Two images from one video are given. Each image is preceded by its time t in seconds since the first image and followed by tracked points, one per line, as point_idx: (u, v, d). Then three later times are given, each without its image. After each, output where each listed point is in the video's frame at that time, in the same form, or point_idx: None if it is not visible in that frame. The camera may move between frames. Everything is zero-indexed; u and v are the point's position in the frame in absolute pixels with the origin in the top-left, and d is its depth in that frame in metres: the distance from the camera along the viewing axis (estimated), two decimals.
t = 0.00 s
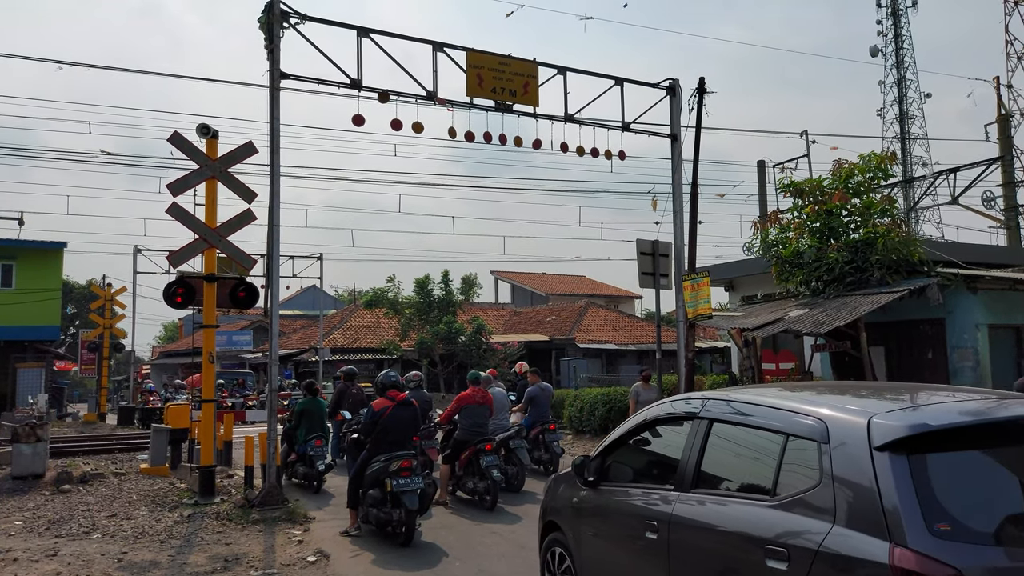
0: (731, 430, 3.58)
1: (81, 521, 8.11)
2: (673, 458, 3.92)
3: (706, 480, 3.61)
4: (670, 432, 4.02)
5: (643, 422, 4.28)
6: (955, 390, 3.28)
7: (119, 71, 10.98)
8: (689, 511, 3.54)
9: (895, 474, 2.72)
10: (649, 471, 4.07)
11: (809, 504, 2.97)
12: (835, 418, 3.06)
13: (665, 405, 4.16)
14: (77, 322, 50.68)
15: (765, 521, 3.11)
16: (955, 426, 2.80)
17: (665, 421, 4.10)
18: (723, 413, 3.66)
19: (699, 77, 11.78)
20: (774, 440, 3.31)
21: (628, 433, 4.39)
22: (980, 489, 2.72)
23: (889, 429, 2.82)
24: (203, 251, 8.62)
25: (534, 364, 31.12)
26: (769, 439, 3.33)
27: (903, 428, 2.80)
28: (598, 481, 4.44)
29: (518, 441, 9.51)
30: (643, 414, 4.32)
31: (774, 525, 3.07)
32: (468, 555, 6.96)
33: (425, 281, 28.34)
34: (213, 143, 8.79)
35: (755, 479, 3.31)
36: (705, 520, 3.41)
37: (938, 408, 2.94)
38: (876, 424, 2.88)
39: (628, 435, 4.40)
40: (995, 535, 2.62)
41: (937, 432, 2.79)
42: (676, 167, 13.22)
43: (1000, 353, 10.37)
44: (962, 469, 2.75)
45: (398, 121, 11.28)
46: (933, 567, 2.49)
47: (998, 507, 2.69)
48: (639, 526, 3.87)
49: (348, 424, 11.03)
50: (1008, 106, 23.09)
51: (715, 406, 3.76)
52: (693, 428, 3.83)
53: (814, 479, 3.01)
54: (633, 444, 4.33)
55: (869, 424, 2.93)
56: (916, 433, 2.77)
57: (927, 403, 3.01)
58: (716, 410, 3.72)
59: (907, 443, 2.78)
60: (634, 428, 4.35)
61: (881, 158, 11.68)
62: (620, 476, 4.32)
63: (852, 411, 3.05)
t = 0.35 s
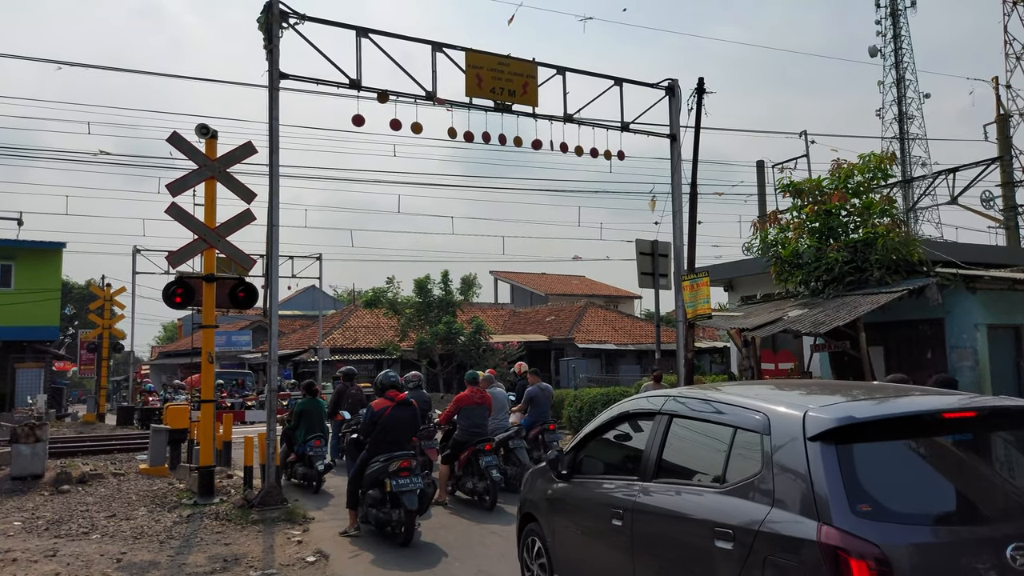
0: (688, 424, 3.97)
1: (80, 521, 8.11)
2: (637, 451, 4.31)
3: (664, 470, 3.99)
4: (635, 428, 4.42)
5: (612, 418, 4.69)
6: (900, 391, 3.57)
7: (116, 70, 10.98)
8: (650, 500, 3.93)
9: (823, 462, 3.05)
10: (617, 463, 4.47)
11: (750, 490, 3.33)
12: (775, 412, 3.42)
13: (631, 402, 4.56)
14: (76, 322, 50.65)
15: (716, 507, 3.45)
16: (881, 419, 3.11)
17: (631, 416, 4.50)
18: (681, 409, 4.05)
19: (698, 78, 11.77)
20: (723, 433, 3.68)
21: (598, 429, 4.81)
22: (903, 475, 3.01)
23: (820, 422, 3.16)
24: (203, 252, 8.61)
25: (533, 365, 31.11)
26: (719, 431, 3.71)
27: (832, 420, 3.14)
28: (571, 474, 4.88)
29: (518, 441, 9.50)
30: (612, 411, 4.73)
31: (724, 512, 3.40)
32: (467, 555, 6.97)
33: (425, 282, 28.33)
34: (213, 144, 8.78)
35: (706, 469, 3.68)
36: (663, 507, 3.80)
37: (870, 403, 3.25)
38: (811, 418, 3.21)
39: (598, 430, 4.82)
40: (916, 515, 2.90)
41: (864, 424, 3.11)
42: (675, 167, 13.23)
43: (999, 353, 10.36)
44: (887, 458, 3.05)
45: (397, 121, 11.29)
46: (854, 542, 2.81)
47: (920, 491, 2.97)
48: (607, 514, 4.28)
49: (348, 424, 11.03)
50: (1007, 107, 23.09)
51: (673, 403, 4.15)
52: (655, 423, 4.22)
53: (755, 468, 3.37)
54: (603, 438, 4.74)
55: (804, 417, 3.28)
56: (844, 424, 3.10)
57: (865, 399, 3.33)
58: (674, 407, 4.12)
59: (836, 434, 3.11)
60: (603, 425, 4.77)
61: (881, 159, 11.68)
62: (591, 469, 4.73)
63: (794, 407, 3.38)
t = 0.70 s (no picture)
0: (662, 419, 4.28)
1: (80, 521, 8.11)
2: (615, 446, 4.63)
3: (637, 463, 4.31)
4: (614, 424, 4.75)
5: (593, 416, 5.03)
6: (855, 390, 3.85)
7: (115, 71, 10.99)
8: (624, 491, 4.24)
9: (780, 453, 3.32)
10: (597, 458, 4.79)
11: (711, 479, 3.63)
12: (737, 408, 3.71)
13: (611, 400, 4.89)
14: (77, 322, 50.68)
15: (683, 496, 3.75)
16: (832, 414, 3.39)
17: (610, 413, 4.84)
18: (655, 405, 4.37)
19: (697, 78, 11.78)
20: (691, 427, 4.00)
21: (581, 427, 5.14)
22: (853, 466, 3.29)
23: (777, 416, 3.44)
24: (202, 251, 8.61)
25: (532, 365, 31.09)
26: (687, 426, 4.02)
27: (789, 414, 3.41)
28: (554, 468, 5.20)
29: (517, 441, 9.49)
30: (593, 410, 5.07)
31: (689, 502, 3.69)
32: (467, 555, 6.96)
33: (424, 282, 28.33)
34: (212, 144, 8.78)
35: (676, 462, 3.98)
36: (636, 497, 4.11)
37: (824, 400, 3.53)
38: (770, 412, 3.49)
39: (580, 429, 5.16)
40: (865, 502, 3.17)
41: (817, 419, 3.39)
42: (674, 167, 13.24)
43: (999, 353, 10.37)
44: (838, 450, 3.33)
45: (396, 121, 11.30)
46: (806, 527, 3.08)
47: (869, 480, 3.25)
48: (586, 505, 4.61)
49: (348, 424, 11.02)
50: (1007, 106, 23.08)
51: (648, 401, 4.48)
52: (631, 420, 4.55)
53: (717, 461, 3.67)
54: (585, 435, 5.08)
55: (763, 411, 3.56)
56: (799, 419, 3.37)
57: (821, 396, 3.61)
58: (648, 405, 4.45)
59: (792, 427, 3.39)
60: (586, 423, 5.11)
61: (880, 159, 11.69)
62: (573, 464, 5.05)
63: (753, 403, 3.66)
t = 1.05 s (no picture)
0: (645, 416, 4.49)
1: (80, 521, 8.11)
2: (601, 442, 4.81)
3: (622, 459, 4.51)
4: (600, 421, 4.93)
5: (579, 414, 5.20)
6: (829, 387, 4.09)
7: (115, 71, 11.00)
8: (610, 486, 4.44)
9: (755, 449, 3.58)
10: (583, 454, 4.95)
11: (692, 474, 3.85)
12: (717, 406, 3.94)
13: (599, 399, 5.07)
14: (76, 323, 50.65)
15: (665, 490, 3.97)
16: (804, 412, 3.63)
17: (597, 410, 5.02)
18: (641, 402, 4.58)
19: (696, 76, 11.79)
20: (674, 424, 4.21)
21: (567, 425, 5.29)
22: (824, 461, 3.54)
23: (752, 414, 3.69)
24: (202, 251, 8.61)
25: (532, 364, 31.03)
26: (671, 424, 4.23)
27: (764, 412, 3.67)
28: (545, 465, 5.31)
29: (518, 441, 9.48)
30: (580, 409, 5.23)
31: (669, 495, 3.93)
32: (467, 555, 6.96)
33: (424, 281, 28.32)
34: (211, 143, 8.78)
35: (659, 457, 4.18)
36: (621, 491, 4.32)
37: (797, 398, 3.78)
38: (746, 409, 3.74)
39: (567, 426, 5.30)
40: (834, 494, 3.42)
41: (790, 417, 3.64)
42: (673, 166, 13.24)
43: (999, 353, 10.39)
44: (810, 446, 3.58)
45: (396, 121, 11.30)
46: (777, 518, 3.34)
47: (837, 473, 3.50)
48: (573, 499, 4.77)
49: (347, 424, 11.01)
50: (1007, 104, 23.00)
51: (634, 399, 4.68)
52: (617, 417, 4.74)
53: (697, 457, 3.89)
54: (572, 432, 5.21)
55: (741, 408, 3.80)
56: (772, 416, 3.63)
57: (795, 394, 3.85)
58: (634, 403, 4.65)
59: (766, 424, 3.64)
60: (572, 422, 5.25)
61: (879, 157, 11.68)
62: (560, 461, 5.18)
63: (730, 401, 3.91)
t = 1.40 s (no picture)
0: (636, 413, 4.52)
1: (80, 522, 8.11)
2: (593, 439, 4.84)
3: (613, 455, 4.55)
4: (592, 419, 4.95)
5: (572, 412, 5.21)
6: (815, 385, 4.11)
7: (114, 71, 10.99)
8: (601, 482, 4.47)
9: (739, 444, 3.61)
10: (576, 451, 4.97)
11: (679, 469, 3.88)
12: (703, 403, 3.98)
13: (591, 397, 5.09)
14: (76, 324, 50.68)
15: (653, 485, 4.01)
16: (789, 408, 3.65)
17: (589, 407, 5.05)
18: (632, 399, 4.61)
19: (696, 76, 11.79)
20: (663, 420, 4.25)
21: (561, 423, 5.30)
22: (805, 455, 3.56)
23: (736, 410, 3.71)
24: (202, 251, 8.61)
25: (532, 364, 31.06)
26: (660, 420, 4.27)
27: (748, 408, 3.70)
28: (539, 463, 5.32)
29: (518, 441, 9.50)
30: (573, 407, 5.24)
31: (657, 490, 3.97)
32: (467, 555, 6.96)
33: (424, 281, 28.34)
34: (211, 144, 8.78)
35: (649, 453, 4.21)
36: (611, 487, 4.35)
37: (781, 395, 3.80)
38: (730, 406, 3.77)
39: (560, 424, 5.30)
40: (816, 488, 3.44)
41: (774, 413, 3.66)
42: (673, 165, 13.24)
43: (998, 350, 10.40)
44: (794, 441, 3.60)
45: (395, 121, 11.30)
46: (760, 512, 3.37)
47: (820, 468, 3.52)
48: (566, 496, 4.80)
49: (348, 424, 11.01)
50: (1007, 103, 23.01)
51: (625, 397, 4.71)
52: (609, 414, 4.78)
53: (683, 453, 3.92)
54: (565, 430, 5.22)
55: (726, 404, 3.84)
56: (756, 412, 3.66)
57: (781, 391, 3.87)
58: (625, 400, 4.68)
59: (750, 420, 3.67)
60: (565, 420, 5.25)
61: (879, 156, 11.68)
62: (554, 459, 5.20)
63: (717, 398, 3.94)
